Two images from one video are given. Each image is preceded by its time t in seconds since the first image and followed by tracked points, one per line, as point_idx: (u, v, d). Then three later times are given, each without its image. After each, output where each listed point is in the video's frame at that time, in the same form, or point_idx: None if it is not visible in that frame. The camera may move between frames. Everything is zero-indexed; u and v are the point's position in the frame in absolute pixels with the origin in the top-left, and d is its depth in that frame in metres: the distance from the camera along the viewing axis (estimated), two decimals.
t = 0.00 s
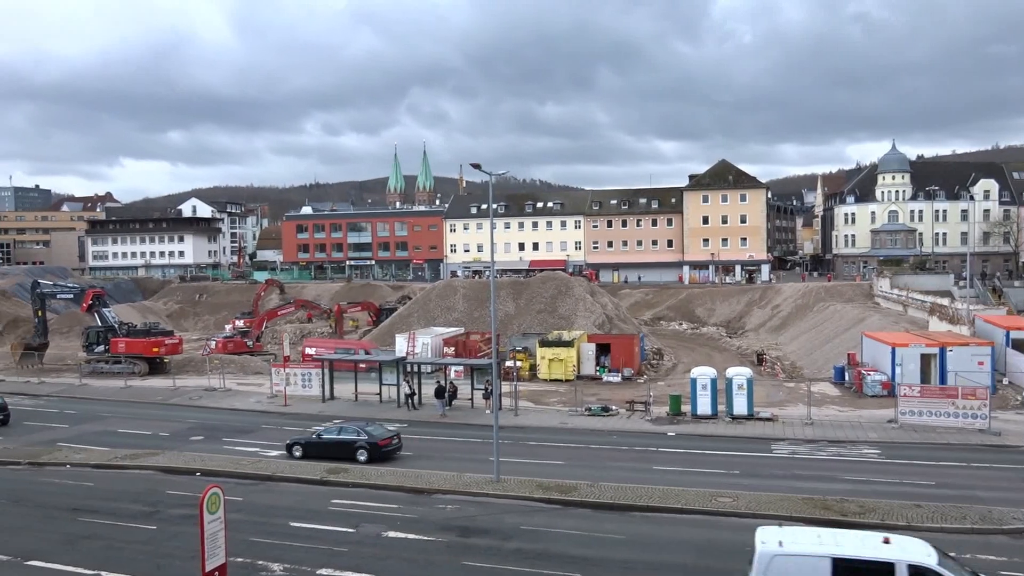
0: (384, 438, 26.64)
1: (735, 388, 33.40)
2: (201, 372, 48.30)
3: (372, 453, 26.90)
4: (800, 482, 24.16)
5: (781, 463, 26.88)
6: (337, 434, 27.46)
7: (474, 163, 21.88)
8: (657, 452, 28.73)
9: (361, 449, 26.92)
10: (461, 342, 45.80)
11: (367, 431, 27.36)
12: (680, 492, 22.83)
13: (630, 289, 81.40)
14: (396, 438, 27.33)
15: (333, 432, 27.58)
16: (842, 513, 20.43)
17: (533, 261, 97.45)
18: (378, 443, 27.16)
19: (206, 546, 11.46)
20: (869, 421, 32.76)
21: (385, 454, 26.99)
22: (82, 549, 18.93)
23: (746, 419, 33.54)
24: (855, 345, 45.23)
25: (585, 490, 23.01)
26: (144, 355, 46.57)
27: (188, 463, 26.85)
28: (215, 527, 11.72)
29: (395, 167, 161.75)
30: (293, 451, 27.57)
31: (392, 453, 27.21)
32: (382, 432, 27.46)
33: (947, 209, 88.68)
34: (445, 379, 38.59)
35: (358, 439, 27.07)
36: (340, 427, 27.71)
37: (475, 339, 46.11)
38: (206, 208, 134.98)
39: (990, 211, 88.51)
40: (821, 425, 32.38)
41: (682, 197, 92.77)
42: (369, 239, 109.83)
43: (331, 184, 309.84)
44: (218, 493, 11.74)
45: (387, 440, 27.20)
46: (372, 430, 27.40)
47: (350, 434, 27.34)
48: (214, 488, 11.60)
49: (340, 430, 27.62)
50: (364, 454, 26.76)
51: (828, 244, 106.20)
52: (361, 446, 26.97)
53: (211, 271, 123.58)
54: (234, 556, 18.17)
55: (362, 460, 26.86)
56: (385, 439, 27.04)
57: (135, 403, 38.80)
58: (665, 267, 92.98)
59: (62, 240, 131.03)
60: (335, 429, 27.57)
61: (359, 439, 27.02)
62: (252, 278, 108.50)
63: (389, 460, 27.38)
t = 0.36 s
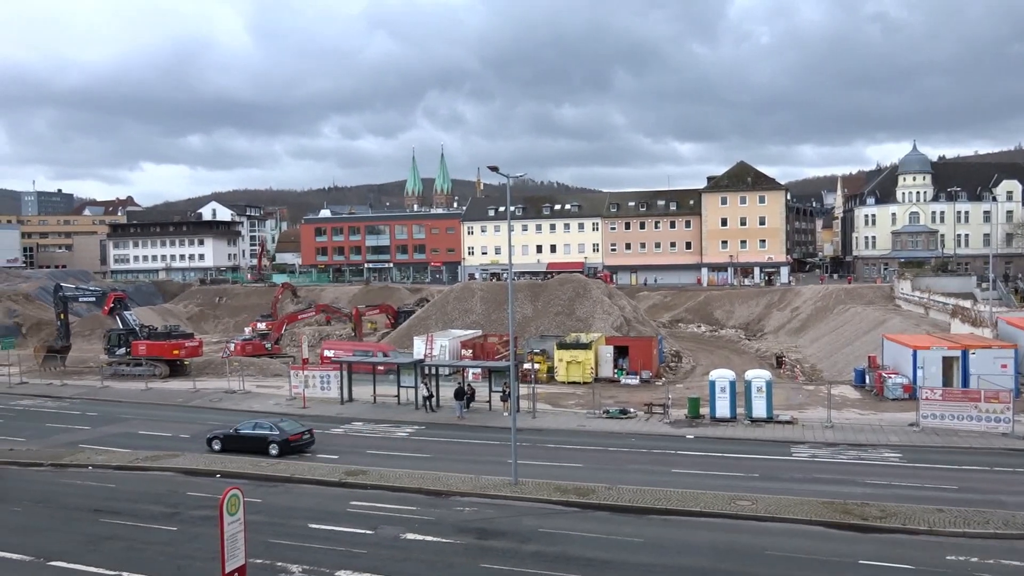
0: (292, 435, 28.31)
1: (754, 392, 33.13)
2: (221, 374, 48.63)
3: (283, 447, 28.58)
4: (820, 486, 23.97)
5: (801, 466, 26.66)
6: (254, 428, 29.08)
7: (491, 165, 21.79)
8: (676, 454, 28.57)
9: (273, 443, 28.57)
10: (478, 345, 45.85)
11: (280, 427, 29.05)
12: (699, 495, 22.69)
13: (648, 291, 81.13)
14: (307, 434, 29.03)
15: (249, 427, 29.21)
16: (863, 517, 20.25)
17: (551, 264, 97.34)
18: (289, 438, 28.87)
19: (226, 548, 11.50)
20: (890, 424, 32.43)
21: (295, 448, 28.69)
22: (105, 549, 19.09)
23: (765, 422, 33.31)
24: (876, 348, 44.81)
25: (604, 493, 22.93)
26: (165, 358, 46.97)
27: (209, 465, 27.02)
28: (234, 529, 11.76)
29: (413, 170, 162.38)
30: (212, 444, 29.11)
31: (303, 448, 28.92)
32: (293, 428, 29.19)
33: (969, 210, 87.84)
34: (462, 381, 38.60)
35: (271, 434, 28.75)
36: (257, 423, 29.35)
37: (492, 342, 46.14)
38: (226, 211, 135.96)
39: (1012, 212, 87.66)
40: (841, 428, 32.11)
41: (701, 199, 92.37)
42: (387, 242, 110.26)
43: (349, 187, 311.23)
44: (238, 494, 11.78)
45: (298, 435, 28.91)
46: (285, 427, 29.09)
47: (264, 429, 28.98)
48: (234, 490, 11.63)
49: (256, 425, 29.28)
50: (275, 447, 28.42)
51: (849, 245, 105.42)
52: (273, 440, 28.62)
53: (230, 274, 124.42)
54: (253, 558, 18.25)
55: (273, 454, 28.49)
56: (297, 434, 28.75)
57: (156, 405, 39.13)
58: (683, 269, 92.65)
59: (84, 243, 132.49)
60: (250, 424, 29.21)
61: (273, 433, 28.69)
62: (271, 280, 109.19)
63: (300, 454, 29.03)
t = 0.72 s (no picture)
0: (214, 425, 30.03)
1: (769, 394, 32.96)
2: (237, 374, 48.91)
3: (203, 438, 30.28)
4: (837, 489, 23.80)
5: (818, 469, 26.45)
6: (179, 421, 30.76)
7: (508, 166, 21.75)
8: (691, 456, 28.45)
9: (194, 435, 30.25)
10: (493, 346, 45.94)
11: (202, 419, 30.64)
12: (714, 497, 22.58)
13: (664, 293, 80.90)
14: (227, 425, 30.57)
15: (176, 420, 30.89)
16: (879, 520, 20.10)
17: (566, 264, 97.21)
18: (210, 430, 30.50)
19: (242, 547, 11.54)
20: (908, 428, 32.15)
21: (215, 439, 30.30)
22: (122, 547, 19.24)
23: (781, 425, 33.10)
24: (894, 351, 44.48)
25: (617, 495, 22.86)
26: (182, 357, 47.32)
27: (225, 464, 27.16)
28: (251, 528, 11.78)
29: (428, 171, 162.74)
30: (139, 436, 30.85)
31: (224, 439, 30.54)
32: (215, 420, 30.78)
33: (989, 212, 87.09)
34: (477, 382, 38.64)
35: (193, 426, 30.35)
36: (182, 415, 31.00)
37: (507, 342, 46.18)
38: (243, 212, 136.78)
39: None
40: (858, 431, 31.84)
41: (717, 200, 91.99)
42: (402, 243, 110.55)
43: (364, 187, 312.22)
44: (254, 494, 11.85)
45: (218, 427, 30.49)
46: (207, 419, 30.68)
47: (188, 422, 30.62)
48: (249, 489, 11.70)
49: (182, 417, 30.95)
50: (196, 439, 30.08)
51: (866, 247, 104.60)
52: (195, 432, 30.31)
53: (247, 273, 125.10)
54: (268, 557, 18.34)
55: (194, 444, 30.18)
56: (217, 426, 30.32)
57: (173, 405, 39.42)
58: (699, 271, 92.31)
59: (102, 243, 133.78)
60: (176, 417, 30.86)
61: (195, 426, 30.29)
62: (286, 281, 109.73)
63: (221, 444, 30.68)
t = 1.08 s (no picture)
0: (146, 415, 32.03)
1: (784, 393, 32.80)
2: (252, 373, 49.17)
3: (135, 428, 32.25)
4: (853, 489, 23.63)
5: (834, 469, 26.26)
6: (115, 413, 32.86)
7: (520, 165, 21.70)
8: (705, 456, 28.34)
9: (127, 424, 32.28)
10: (506, 345, 45.95)
11: (136, 413, 32.71)
12: (729, 497, 22.47)
13: (678, 292, 80.66)
14: (159, 418, 32.63)
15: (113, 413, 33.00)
16: (895, 521, 19.93)
17: (579, 264, 97.19)
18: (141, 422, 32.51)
19: (256, 545, 11.58)
20: (924, 427, 31.90)
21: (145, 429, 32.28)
22: (138, 545, 19.37)
23: (796, 424, 32.93)
24: (910, 349, 44.21)
25: (631, 494, 22.82)
26: (197, 357, 47.64)
27: (240, 463, 27.29)
28: (265, 527, 11.85)
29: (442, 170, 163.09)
30: (77, 427, 32.77)
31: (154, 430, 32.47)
32: (147, 413, 32.82)
33: (1006, 209, 85.96)
34: (491, 381, 38.69)
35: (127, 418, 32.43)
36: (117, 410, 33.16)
37: (520, 341, 46.17)
38: (257, 212, 137.39)
39: None
40: (874, 431, 31.64)
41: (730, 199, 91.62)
42: (416, 242, 110.78)
43: (377, 187, 313.11)
44: (268, 492, 11.89)
45: (149, 419, 32.55)
46: (139, 412, 32.80)
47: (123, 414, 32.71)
48: (263, 488, 11.75)
49: (117, 411, 33.03)
50: (128, 430, 31.97)
51: (882, 245, 103.84)
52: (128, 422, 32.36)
53: (261, 273, 125.69)
54: (283, 555, 18.43)
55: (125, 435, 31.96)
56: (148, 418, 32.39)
57: (189, 404, 39.66)
58: (713, 270, 91.97)
59: (118, 243, 134.77)
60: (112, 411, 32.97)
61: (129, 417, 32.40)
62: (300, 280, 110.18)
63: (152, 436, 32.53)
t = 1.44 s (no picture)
0: (86, 406, 33.93)
1: (796, 392, 32.66)
2: (264, 370, 49.37)
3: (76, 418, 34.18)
4: (865, 489, 23.53)
5: (846, 469, 26.11)
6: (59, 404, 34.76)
7: (532, 164, 21.68)
8: (718, 455, 28.24)
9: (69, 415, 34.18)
10: (518, 343, 45.96)
11: (77, 403, 34.60)
12: (741, 496, 22.38)
13: (690, 290, 80.40)
14: (99, 408, 34.56)
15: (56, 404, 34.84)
16: (909, 521, 19.81)
17: (591, 262, 97.14)
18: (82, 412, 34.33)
19: (269, 542, 11.60)
20: (938, 427, 31.66)
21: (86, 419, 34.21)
22: (152, 541, 19.51)
23: (809, 424, 32.79)
24: (924, 348, 43.91)
25: (643, 493, 22.80)
26: (211, 354, 47.89)
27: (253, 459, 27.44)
28: (277, 523, 11.87)
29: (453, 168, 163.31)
30: (23, 417, 34.51)
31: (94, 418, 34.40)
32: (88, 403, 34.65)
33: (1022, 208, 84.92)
34: (503, 379, 38.75)
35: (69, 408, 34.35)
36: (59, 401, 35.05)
37: (532, 340, 46.15)
38: (269, 210, 137.92)
39: None
40: (888, 430, 31.45)
41: (743, 197, 91.25)
42: (428, 240, 110.98)
43: (389, 185, 313.86)
44: (280, 489, 11.93)
45: (90, 409, 34.44)
46: (81, 402, 34.65)
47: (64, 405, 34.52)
48: (276, 484, 11.79)
49: (60, 401, 34.87)
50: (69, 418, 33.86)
51: (896, 244, 103.19)
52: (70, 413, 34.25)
53: (274, 271, 126.24)
54: (296, 552, 18.50)
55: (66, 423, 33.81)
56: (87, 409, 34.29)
57: (202, 400, 39.89)
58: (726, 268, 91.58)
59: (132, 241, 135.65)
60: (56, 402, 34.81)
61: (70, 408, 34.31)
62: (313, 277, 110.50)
63: (92, 425, 34.49)
